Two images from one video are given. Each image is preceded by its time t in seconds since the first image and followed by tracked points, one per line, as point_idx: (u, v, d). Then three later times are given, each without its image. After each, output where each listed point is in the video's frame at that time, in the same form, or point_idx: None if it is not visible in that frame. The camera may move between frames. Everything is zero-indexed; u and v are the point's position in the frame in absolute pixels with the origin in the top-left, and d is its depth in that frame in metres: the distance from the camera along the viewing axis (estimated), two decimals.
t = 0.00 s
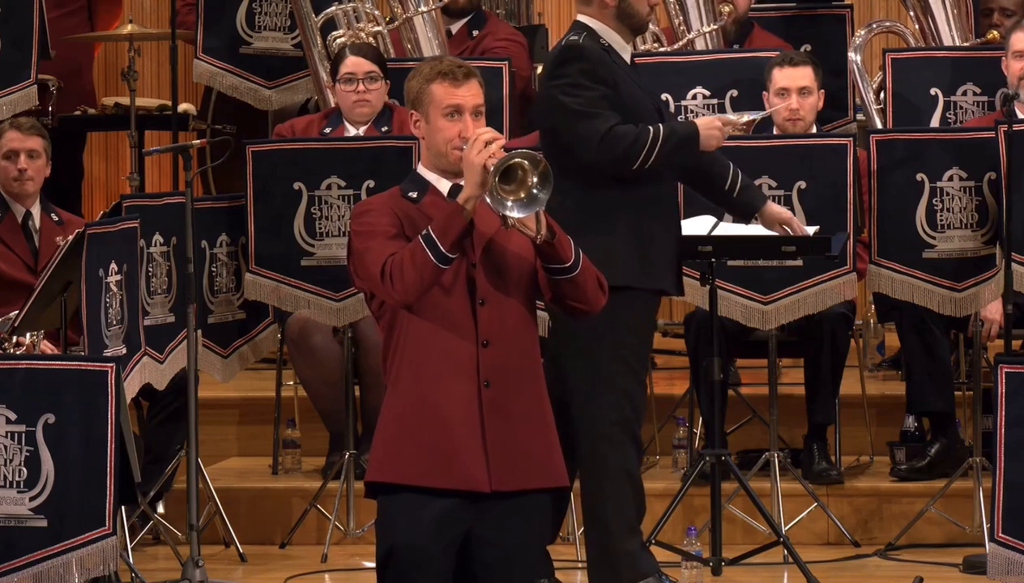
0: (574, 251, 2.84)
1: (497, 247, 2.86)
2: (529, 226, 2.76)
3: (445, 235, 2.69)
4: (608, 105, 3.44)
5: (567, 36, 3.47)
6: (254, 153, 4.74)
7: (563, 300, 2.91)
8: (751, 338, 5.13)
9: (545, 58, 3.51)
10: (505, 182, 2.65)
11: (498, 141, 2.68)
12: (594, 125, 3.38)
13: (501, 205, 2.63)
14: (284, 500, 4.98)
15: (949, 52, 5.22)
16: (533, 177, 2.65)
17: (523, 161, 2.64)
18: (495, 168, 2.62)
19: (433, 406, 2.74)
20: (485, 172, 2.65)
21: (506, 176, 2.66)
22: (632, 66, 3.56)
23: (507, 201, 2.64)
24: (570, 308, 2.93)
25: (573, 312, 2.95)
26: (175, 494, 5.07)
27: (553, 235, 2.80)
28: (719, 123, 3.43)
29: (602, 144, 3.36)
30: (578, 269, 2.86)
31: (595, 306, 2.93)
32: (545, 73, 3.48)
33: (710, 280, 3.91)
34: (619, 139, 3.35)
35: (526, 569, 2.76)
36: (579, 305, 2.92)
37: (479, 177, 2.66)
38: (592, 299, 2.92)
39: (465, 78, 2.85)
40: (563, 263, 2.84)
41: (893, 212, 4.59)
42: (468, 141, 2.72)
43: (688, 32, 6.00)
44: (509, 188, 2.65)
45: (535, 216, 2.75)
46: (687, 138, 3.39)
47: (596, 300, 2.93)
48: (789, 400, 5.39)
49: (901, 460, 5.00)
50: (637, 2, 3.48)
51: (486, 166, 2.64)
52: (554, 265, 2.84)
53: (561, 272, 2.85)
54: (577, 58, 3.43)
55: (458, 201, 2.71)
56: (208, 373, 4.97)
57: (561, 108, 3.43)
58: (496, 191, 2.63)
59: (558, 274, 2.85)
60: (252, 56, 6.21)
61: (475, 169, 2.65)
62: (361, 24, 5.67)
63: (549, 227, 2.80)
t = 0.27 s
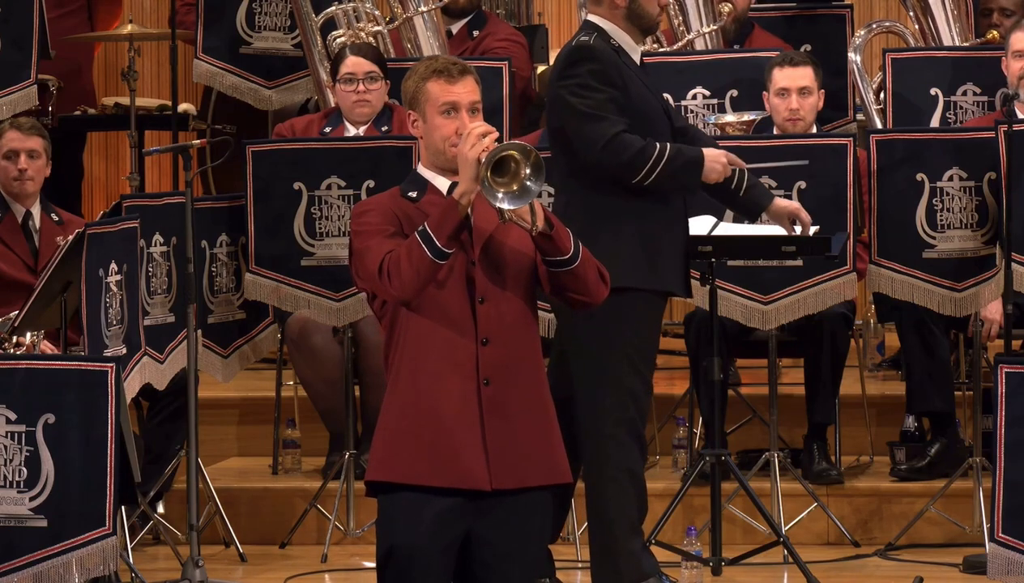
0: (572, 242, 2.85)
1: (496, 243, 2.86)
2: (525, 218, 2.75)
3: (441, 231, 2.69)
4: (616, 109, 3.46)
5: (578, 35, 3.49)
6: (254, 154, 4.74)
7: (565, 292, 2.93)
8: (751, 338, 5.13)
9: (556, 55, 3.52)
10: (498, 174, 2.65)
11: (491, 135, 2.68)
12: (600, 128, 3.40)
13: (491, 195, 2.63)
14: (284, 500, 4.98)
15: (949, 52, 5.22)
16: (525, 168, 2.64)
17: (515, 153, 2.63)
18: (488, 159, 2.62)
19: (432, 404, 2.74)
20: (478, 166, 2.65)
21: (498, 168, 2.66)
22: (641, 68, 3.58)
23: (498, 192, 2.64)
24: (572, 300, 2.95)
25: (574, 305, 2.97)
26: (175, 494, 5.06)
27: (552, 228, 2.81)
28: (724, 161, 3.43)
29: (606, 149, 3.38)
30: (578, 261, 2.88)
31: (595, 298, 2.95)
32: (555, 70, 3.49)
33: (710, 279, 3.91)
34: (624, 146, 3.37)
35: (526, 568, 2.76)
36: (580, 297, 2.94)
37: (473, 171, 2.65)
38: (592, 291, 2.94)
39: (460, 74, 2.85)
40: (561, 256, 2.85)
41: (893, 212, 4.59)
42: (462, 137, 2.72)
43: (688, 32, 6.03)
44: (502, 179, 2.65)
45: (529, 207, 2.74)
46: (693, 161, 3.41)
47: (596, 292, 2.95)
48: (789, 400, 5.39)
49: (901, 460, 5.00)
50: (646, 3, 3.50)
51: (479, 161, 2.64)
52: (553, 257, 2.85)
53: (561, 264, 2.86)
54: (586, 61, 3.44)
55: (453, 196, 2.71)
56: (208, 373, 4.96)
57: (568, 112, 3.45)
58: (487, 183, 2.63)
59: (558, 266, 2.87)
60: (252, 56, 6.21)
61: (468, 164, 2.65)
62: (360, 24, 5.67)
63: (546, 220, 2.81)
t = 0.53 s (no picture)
0: (571, 241, 2.86)
1: (495, 243, 2.86)
2: (523, 217, 2.76)
3: (438, 229, 2.69)
4: (623, 109, 3.46)
5: (582, 36, 3.48)
6: (254, 153, 4.74)
7: (565, 291, 2.93)
8: (751, 338, 5.13)
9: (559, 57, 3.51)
10: (493, 173, 2.65)
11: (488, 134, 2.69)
12: (608, 129, 3.40)
13: (486, 193, 2.63)
14: (284, 500, 4.98)
15: (950, 52, 5.22)
16: (521, 168, 2.64)
17: (511, 152, 2.63)
18: (484, 159, 2.63)
19: (432, 404, 2.74)
20: (475, 165, 2.65)
21: (495, 168, 2.66)
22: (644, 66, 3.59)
23: (494, 190, 2.63)
24: (571, 299, 2.95)
25: (574, 304, 2.97)
26: (175, 493, 5.07)
27: (550, 228, 2.82)
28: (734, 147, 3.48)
29: (616, 148, 3.38)
30: (577, 260, 2.88)
31: (595, 297, 2.95)
32: (559, 72, 3.48)
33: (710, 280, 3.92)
34: (634, 145, 3.37)
35: (527, 568, 2.76)
36: (579, 296, 2.94)
37: (470, 171, 2.66)
38: (592, 290, 2.94)
39: (458, 74, 2.85)
40: (560, 255, 2.85)
41: (893, 211, 4.59)
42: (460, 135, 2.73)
43: (688, 32, 6.04)
44: (498, 179, 2.65)
45: (526, 205, 2.74)
46: (703, 153, 3.42)
47: (596, 291, 2.95)
48: (789, 400, 5.39)
49: (901, 460, 5.00)
50: (649, 3, 3.50)
51: (475, 159, 2.65)
52: (551, 256, 2.85)
53: (560, 263, 2.87)
54: (592, 60, 3.44)
55: (450, 195, 2.71)
56: (208, 373, 4.96)
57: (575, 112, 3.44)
58: (483, 182, 2.63)
59: (557, 265, 2.87)
60: (252, 56, 6.21)
61: (466, 163, 2.66)
62: (361, 24, 5.67)
63: (545, 219, 2.81)
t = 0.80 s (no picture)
0: (572, 244, 2.86)
1: (496, 244, 2.86)
2: (525, 220, 2.78)
3: (440, 229, 2.69)
4: (629, 108, 3.45)
5: (587, 37, 3.48)
6: (254, 153, 4.74)
7: (564, 293, 2.93)
8: (751, 339, 5.13)
9: (562, 61, 3.51)
10: (497, 176, 2.66)
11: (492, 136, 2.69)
12: (615, 128, 3.38)
13: (492, 197, 2.64)
14: (284, 500, 4.98)
15: (950, 52, 5.22)
16: (525, 171, 2.65)
17: (515, 155, 2.64)
18: (488, 162, 2.62)
19: (432, 404, 2.74)
20: (478, 168, 2.65)
21: (499, 170, 2.66)
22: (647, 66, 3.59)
23: (498, 193, 2.64)
24: (571, 303, 2.95)
25: (573, 307, 2.97)
26: (175, 493, 5.07)
27: (552, 230, 2.82)
28: (747, 130, 3.41)
29: (623, 147, 3.36)
30: (577, 263, 2.88)
31: (595, 300, 2.95)
32: (563, 75, 3.47)
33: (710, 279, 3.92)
34: (640, 142, 3.35)
35: (527, 568, 2.76)
36: (579, 299, 2.94)
37: (474, 173, 2.66)
38: (592, 293, 2.94)
39: (462, 75, 2.85)
40: (560, 258, 2.85)
41: (893, 211, 4.59)
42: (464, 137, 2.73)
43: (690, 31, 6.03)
44: (501, 181, 2.66)
45: (529, 209, 2.75)
46: (715, 139, 3.38)
47: (596, 294, 2.95)
48: (789, 400, 5.39)
49: (901, 460, 5.00)
50: (651, 3, 3.51)
51: (479, 162, 2.64)
52: (551, 259, 2.86)
53: (561, 266, 2.87)
54: (597, 61, 3.44)
55: (453, 196, 2.71)
56: (208, 373, 4.96)
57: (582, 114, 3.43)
58: (487, 183, 2.64)
59: (557, 268, 2.87)
60: (252, 56, 6.21)
61: (469, 165, 2.65)
62: (361, 24, 5.67)
63: (546, 222, 2.82)
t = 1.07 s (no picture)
0: (574, 250, 2.86)
1: (498, 246, 2.86)
2: (531, 227, 2.76)
3: (446, 232, 2.69)
4: (634, 113, 3.45)
5: (593, 37, 3.48)
6: (254, 154, 4.74)
7: (566, 300, 2.92)
8: (751, 338, 5.13)
9: (566, 60, 3.49)
10: (506, 181, 2.65)
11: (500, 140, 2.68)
12: (620, 136, 3.39)
13: (502, 204, 2.63)
14: (284, 500, 4.98)
15: (950, 52, 5.22)
16: (535, 177, 2.64)
17: (525, 161, 2.64)
18: (499, 166, 2.62)
19: (433, 405, 2.74)
20: (486, 172, 2.66)
21: (507, 175, 2.66)
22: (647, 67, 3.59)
23: (508, 201, 2.64)
24: (571, 309, 2.94)
25: (573, 313, 2.96)
26: (175, 494, 5.07)
27: (556, 236, 2.81)
28: (749, 176, 3.43)
29: (629, 156, 3.37)
30: (579, 269, 2.88)
31: (595, 306, 2.95)
32: (570, 75, 3.46)
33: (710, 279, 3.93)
34: (646, 155, 3.37)
35: (527, 569, 2.76)
36: (579, 305, 2.93)
37: (480, 177, 2.66)
38: (592, 299, 2.94)
39: (468, 77, 2.85)
40: (562, 264, 2.85)
41: (893, 211, 4.59)
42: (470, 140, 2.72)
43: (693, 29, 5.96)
44: (511, 187, 2.65)
45: (536, 215, 2.74)
46: (717, 173, 3.41)
47: (596, 300, 2.95)
48: (789, 400, 5.39)
49: (901, 460, 5.00)
50: (651, 3, 3.52)
51: (488, 166, 2.65)
52: (553, 264, 2.85)
53: (563, 272, 2.86)
54: (603, 64, 3.43)
55: (459, 199, 2.70)
56: (208, 373, 4.96)
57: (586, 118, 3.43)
58: (497, 191, 2.63)
59: (559, 274, 2.86)
60: (252, 56, 6.21)
61: (476, 169, 2.66)
62: (361, 23, 5.67)
63: (549, 227, 2.81)
